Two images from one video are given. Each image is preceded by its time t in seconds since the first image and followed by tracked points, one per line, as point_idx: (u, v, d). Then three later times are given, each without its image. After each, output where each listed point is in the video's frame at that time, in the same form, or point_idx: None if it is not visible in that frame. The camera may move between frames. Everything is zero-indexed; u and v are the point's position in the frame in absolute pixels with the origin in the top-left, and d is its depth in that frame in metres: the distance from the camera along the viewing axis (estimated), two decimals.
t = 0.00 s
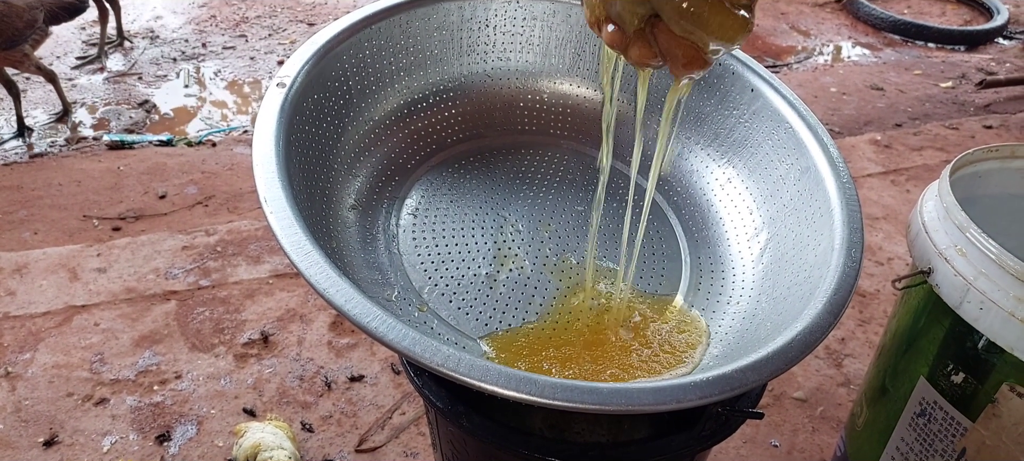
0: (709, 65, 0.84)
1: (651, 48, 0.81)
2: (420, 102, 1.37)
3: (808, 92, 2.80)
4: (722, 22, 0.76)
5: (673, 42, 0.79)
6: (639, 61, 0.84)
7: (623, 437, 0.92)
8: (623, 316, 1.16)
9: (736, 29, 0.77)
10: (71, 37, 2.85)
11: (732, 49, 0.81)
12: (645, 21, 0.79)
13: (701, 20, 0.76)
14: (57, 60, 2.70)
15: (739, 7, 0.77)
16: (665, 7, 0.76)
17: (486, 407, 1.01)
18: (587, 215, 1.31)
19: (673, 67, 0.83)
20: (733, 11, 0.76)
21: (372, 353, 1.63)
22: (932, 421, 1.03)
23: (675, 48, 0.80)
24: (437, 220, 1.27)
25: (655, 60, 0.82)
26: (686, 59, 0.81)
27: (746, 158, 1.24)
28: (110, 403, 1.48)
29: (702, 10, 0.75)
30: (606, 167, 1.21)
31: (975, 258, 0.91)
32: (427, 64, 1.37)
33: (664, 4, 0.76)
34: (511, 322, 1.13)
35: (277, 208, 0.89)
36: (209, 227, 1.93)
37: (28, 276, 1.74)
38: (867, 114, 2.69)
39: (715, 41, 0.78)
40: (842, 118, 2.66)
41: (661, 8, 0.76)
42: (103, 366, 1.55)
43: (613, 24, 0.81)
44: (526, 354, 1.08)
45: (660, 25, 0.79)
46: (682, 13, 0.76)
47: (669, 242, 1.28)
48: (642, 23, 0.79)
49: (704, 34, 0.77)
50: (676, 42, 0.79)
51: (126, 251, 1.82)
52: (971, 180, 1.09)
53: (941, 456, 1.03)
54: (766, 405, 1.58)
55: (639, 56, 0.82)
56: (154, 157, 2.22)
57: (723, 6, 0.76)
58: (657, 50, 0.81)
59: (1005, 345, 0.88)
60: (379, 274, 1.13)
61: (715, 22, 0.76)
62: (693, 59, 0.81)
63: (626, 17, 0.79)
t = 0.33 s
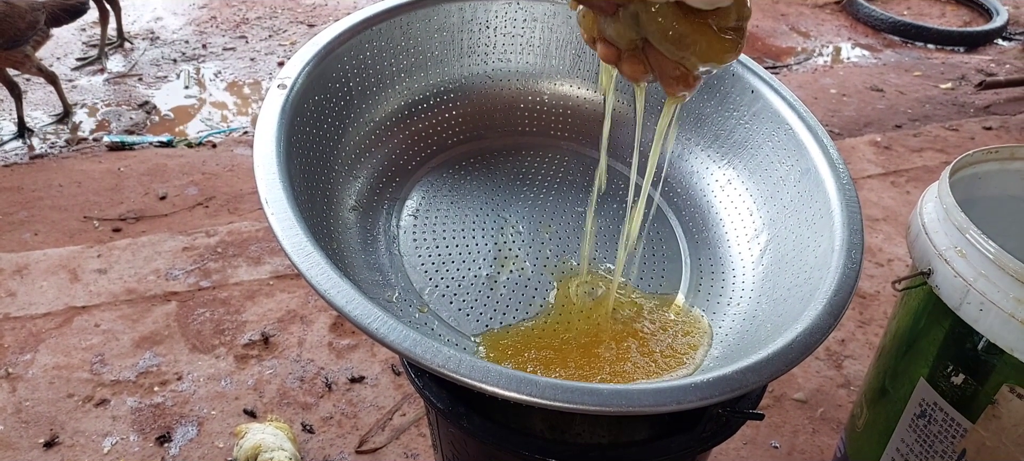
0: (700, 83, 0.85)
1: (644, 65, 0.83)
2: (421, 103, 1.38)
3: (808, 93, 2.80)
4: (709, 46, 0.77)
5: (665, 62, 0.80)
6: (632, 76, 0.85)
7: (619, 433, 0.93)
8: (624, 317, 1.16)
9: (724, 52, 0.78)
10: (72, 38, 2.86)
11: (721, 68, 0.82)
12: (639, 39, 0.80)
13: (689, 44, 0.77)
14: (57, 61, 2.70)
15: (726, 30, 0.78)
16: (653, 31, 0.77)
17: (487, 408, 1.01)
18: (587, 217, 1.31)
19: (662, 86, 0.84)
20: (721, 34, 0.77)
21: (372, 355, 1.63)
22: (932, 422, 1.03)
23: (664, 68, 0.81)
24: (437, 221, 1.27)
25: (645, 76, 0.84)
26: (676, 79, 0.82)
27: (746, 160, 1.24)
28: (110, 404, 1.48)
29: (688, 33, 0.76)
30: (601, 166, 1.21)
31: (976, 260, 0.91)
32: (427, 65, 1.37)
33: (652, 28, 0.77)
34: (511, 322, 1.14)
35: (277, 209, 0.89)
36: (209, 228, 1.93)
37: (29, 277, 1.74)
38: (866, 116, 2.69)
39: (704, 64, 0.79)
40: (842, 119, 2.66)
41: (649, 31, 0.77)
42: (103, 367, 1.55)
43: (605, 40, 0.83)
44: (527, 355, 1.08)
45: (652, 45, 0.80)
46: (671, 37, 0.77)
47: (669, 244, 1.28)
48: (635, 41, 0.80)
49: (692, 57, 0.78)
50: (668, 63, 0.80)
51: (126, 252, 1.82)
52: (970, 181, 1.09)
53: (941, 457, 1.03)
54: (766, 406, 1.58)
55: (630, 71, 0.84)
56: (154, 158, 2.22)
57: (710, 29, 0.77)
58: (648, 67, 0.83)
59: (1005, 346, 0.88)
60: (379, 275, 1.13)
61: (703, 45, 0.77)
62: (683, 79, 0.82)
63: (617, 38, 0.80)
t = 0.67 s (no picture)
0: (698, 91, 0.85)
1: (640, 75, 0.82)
2: (421, 104, 1.37)
3: (808, 95, 2.80)
4: (705, 58, 0.76)
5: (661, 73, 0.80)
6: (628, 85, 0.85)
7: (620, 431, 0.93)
8: (624, 318, 1.16)
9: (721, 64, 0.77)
10: (72, 39, 2.86)
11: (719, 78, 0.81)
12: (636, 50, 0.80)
13: (685, 56, 0.77)
14: (57, 63, 2.70)
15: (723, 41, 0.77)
16: (651, 44, 0.77)
17: (487, 409, 1.01)
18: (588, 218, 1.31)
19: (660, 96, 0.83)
20: (719, 46, 0.77)
21: (373, 356, 1.63)
22: (933, 424, 1.03)
23: (661, 80, 0.80)
24: (438, 222, 1.27)
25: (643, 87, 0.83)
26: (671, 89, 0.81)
27: (747, 161, 1.24)
28: (110, 405, 1.48)
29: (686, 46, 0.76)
30: (598, 166, 1.21)
31: (977, 261, 0.90)
32: (428, 66, 1.37)
33: (649, 40, 0.77)
34: (511, 324, 1.14)
35: (278, 210, 0.89)
36: (209, 229, 1.93)
37: (29, 278, 1.74)
38: (867, 117, 2.69)
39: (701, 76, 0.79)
40: (842, 120, 2.66)
41: (646, 43, 0.77)
42: (103, 368, 1.55)
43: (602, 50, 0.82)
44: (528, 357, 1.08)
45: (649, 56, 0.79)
46: (667, 50, 0.77)
47: (670, 245, 1.28)
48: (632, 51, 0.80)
49: (688, 69, 0.78)
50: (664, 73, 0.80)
51: (126, 253, 1.82)
52: (972, 183, 1.09)
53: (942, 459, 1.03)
54: (766, 408, 1.57)
55: (627, 80, 0.83)
56: (153, 158, 2.22)
57: (707, 41, 0.76)
58: (645, 77, 0.82)
59: (1007, 348, 0.88)
60: (380, 276, 1.13)
61: (699, 57, 0.77)
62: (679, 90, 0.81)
63: (613, 49, 0.80)
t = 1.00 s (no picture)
0: (695, 91, 0.85)
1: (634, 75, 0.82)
2: (421, 104, 1.37)
3: (808, 94, 2.80)
4: (698, 58, 0.76)
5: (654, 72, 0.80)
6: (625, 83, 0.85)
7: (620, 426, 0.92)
8: (625, 317, 1.15)
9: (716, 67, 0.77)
10: (71, 40, 2.86)
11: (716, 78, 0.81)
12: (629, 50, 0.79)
13: (678, 57, 0.76)
14: (56, 65, 2.70)
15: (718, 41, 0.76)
16: (643, 45, 0.76)
17: (488, 409, 1.01)
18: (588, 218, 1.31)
19: (654, 95, 0.83)
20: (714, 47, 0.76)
21: (373, 356, 1.63)
22: (935, 423, 1.03)
23: (656, 80, 0.81)
24: (438, 222, 1.27)
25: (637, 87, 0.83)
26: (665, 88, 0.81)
27: (747, 160, 1.24)
28: (111, 407, 1.48)
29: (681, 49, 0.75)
30: (594, 165, 1.21)
31: (978, 260, 0.90)
32: (428, 66, 1.37)
33: (642, 42, 0.76)
34: (512, 324, 1.14)
35: (278, 211, 0.89)
36: (209, 230, 1.93)
37: (29, 280, 1.74)
38: (867, 116, 2.69)
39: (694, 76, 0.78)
40: (842, 119, 2.66)
41: (639, 45, 0.77)
42: (104, 370, 1.55)
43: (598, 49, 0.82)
44: (529, 356, 1.08)
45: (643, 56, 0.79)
46: (660, 51, 0.76)
47: (671, 245, 1.28)
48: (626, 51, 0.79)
49: (682, 69, 0.77)
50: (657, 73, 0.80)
51: (126, 255, 1.82)
52: (973, 181, 1.08)
53: (944, 458, 1.03)
54: (767, 407, 1.57)
55: (622, 80, 0.82)
56: (154, 160, 2.22)
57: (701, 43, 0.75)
58: (640, 77, 0.82)
59: (1008, 346, 0.88)
60: (380, 276, 1.13)
61: (693, 58, 0.76)
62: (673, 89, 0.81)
63: (608, 49, 0.80)
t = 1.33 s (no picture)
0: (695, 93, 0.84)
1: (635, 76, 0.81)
2: (421, 105, 1.37)
3: (808, 94, 2.80)
4: (696, 61, 0.75)
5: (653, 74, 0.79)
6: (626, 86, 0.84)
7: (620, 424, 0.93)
8: (625, 317, 1.15)
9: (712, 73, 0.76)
10: (71, 41, 2.86)
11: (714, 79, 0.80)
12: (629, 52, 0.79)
13: (675, 59, 0.76)
14: (56, 65, 2.70)
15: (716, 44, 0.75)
16: (641, 47, 0.76)
17: (488, 410, 1.01)
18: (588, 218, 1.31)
19: (655, 97, 0.83)
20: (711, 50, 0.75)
21: (373, 357, 1.63)
22: (934, 423, 1.03)
23: (655, 81, 0.80)
24: (438, 223, 1.27)
25: (637, 88, 0.82)
26: (664, 91, 0.81)
27: (748, 161, 1.24)
28: (111, 407, 1.48)
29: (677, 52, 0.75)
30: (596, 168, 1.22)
31: (978, 261, 0.90)
32: (428, 67, 1.37)
33: (640, 44, 0.76)
34: (511, 324, 1.14)
35: (278, 211, 0.89)
36: (209, 231, 1.93)
37: (29, 281, 1.74)
38: (867, 116, 2.69)
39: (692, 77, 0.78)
40: (842, 120, 2.66)
41: (637, 48, 0.76)
42: (104, 370, 1.55)
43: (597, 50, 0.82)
44: (529, 356, 1.08)
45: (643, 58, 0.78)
46: (657, 53, 0.76)
47: (671, 246, 1.28)
48: (625, 53, 0.79)
49: (678, 71, 0.77)
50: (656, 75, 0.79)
51: (126, 255, 1.82)
52: (973, 182, 1.09)
53: (943, 459, 1.03)
54: (767, 408, 1.57)
55: (623, 82, 0.82)
56: (154, 161, 2.22)
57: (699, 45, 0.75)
58: (639, 79, 0.81)
59: (1008, 347, 0.88)
60: (380, 277, 1.13)
61: (690, 60, 0.75)
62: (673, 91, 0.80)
63: (608, 52, 0.80)
